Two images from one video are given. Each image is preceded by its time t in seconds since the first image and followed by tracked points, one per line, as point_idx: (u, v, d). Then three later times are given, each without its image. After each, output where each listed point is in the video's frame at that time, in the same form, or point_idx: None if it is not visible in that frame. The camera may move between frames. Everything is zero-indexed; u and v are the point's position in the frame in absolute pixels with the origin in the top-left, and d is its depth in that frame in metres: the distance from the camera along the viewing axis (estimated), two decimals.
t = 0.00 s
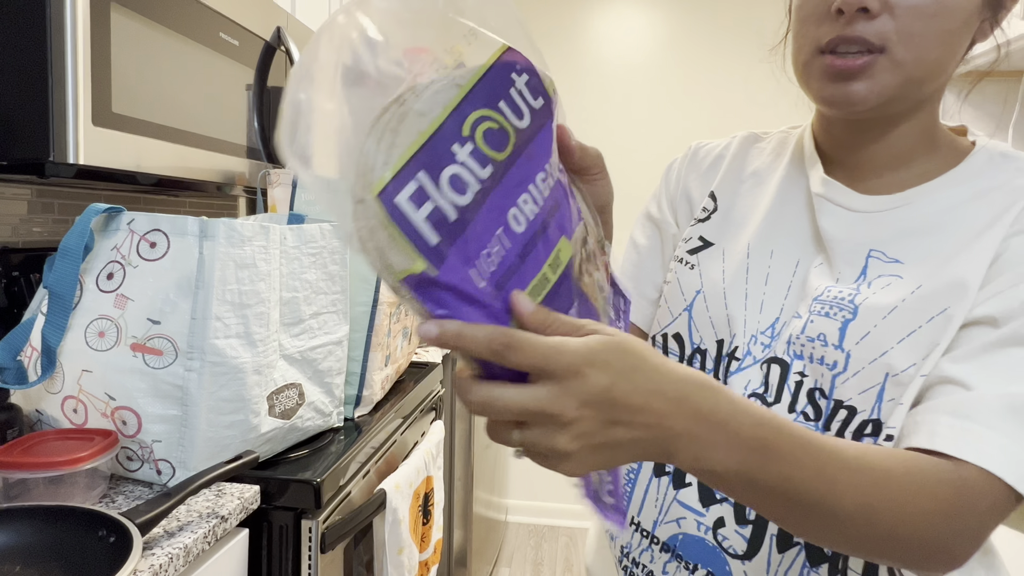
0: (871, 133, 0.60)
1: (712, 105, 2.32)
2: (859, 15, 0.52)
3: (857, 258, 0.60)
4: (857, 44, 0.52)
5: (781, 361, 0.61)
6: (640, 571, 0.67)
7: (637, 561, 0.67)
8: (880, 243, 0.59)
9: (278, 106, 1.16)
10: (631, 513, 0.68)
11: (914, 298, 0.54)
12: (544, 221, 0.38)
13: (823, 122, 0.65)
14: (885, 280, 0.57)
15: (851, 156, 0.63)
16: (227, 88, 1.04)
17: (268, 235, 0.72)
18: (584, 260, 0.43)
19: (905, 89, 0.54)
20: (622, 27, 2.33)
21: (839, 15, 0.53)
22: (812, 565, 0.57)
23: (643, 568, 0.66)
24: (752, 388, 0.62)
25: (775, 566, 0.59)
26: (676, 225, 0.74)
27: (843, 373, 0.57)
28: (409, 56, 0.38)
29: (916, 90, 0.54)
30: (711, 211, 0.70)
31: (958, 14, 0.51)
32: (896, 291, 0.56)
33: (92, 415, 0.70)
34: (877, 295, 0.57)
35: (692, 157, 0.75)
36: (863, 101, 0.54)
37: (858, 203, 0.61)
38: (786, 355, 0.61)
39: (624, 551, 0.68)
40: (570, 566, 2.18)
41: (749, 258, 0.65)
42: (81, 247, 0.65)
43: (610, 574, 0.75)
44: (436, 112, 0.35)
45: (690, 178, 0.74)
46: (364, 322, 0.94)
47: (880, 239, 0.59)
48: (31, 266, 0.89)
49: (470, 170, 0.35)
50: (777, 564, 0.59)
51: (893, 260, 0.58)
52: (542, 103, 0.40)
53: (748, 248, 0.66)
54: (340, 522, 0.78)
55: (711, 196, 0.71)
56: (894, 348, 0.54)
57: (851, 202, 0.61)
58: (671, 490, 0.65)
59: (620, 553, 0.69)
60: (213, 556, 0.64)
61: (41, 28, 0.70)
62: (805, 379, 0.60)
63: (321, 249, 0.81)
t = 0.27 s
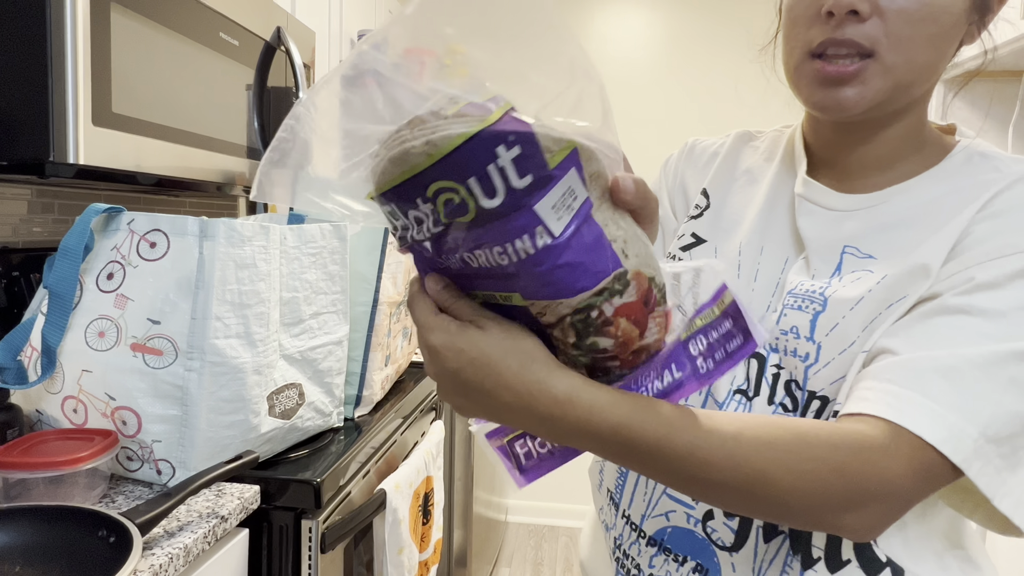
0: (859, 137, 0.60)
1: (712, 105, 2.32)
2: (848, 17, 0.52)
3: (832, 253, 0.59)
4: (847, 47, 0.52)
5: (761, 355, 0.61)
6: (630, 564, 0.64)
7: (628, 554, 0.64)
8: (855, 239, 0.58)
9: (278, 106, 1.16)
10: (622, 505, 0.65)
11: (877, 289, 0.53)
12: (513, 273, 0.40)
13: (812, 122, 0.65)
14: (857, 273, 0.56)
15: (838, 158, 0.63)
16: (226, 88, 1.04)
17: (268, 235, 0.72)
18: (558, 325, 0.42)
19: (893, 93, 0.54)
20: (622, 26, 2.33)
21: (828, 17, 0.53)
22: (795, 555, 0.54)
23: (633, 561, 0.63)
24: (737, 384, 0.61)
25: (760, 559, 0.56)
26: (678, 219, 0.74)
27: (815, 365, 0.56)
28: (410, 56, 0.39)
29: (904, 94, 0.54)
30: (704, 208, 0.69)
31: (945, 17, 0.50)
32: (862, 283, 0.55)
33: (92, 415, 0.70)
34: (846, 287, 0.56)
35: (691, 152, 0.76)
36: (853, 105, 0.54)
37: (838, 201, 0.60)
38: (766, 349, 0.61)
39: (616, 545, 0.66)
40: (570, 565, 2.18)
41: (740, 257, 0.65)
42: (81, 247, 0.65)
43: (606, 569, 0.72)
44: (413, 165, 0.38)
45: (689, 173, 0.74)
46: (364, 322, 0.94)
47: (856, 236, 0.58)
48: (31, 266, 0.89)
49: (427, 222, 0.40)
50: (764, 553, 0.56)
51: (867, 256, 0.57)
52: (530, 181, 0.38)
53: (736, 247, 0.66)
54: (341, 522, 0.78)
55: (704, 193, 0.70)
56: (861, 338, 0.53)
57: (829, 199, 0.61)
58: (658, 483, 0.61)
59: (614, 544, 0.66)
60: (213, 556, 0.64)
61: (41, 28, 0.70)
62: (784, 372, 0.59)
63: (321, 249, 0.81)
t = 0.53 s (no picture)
0: (847, 136, 0.59)
1: (713, 104, 2.32)
2: (836, 16, 0.51)
3: (822, 252, 0.59)
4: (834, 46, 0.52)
5: (751, 355, 0.61)
6: (623, 561, 0.63)
7: (622, 551, 0.63)
8: (844, 238, 0.58)
9: (278, 106, 1.16)
10: (616, 503, 0.65)
11: (867, 286, 0.53)
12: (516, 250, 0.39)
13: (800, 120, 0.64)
14: (846, 272, 0.56)
15: (826, 156, 0.62)
16: (226, 88, 1.04)
17: (268, 235, 0.72)
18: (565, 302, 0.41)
19: (881, 91, 0.53)
20: (622, 26, 2.33)
21: (816, 16, 0.52)
22: (785, 552, 0.55)
23: (627, 559, 0.62)
24: (727, 383, 0.62)
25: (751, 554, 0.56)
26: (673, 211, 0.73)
27: (804, 363, 0.56)
28: (409, 55, 0.39)
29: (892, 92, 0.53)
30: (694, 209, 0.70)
31: (933, 15, 0.50)
32: (851, 281, 0.55)
33: (92, 415, 0.70)
34: (835, 285, 0.56)
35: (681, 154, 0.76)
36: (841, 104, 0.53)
37: (827, 201, 0.60)
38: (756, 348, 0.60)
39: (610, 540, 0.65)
40: (570, 565, 2.18)
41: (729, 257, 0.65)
42: (81, 247, 0.65)
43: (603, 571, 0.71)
44: (403, 168, 0.39)
45: (679, 173, 0.75)
46: (364, 322, 0.94)
47: (846, 234, 0.58)
48: (31, 266, 0.89)
49: (434, 213, 0.40)
50: (756, 550, 0.56)
51: (855, 254, 0.57)
52: (507, 156, 0.37)
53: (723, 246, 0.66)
54: (341, 522, 0.78)
55: (694, 194, 0.71)
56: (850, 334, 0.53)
57: (817, 198, 0.60)
58: (653, 482, 0.61)
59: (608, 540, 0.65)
60: (213, 556, 0.64)
61: (42, 28, 0.70)
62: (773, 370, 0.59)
63: (321, 249, 0.81)
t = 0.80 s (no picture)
0: (833, 134, 0.59)
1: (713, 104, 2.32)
2: (826, 15, 0.51)
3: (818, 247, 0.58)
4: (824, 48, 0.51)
5: (751, 353, 0.58)
6: (625, 565, 0.62)
7: (623, 555, 0.62)
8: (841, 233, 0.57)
9: (277, 106, 1.16)
10: (618, 506, 0.64)
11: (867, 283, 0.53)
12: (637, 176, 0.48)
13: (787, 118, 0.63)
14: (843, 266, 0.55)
15: (816, 154, 0.61)
16: (227, 88, 1.04)
17: (268, 235, 0.72)
18: (669, 224, 0.47)
19: (871, 90, 0.53)
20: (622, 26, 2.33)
21: (805, 17, 0.52)
22: (789, 551, 0.54)
23: (628, 563, 0.61)
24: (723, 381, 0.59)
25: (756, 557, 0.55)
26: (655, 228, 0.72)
27: (805, 361, 0.55)
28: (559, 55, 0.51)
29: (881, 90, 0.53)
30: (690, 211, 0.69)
31: (918, 14, 0.51)
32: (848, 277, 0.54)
33: (91, 415, 0.70)
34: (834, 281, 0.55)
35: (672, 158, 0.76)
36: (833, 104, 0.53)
37: (821, 197, 0.59)
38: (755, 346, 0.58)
39: (612, 546, 0.64)
40: (570, 565, 2.18)
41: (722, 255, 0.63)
42: (81, 247, 0.65)
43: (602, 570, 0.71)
44: (582, 77, 0.49)
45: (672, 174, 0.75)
46: (364, 322, 0.94)
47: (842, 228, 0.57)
48: (31, 266, 0.89)
49: (587, 123, 0.49)
50: (758, 552, 0.55)
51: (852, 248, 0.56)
52: (672, 84, 0.45)
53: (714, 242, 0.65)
54: (341, 522, 0.78)
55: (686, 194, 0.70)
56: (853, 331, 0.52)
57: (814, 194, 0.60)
58: (654, 484, 0.61)
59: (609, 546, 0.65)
60: (213, 557, 0.64)
61: (42, 29, 0.70)
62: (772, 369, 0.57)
63: (321, 249, 0.81)
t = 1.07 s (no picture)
0: (834, 134, 0.59)
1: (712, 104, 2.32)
2: (825, 19, 0.51)
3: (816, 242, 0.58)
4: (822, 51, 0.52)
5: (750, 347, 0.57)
6: (629, 562, 0.62)
7: (627, 552, 0.62)
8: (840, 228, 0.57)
9: (277, 106, 1.16)
10: (623, 504, 0.64)
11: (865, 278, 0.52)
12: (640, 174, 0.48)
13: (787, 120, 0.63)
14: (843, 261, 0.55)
15: (817, 155, 0.62)
16: (227, 88, 1.04)
17: (268, 236, 0.72)
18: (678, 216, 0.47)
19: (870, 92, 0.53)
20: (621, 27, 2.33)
21: (803, 22, 0.52)
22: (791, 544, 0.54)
23: (632, 559, 0.61)
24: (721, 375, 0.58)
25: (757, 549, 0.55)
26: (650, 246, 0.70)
27: (805, 355, 0.54)
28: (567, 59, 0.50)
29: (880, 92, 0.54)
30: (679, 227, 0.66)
31: (918, 14, 0.51)
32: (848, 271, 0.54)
33: (91, 415, 0.70)
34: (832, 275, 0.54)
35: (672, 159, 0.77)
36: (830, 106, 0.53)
37: (820, 192, 0.59)
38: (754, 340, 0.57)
39: (614, 542, 0.64)
40: (570, 565, 2.18)
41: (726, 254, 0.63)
42: (81, 247, 0.65)
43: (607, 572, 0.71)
44: (599, 75, 0.49)
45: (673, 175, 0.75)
46: (364, 322, 0.94)
47: (841, 223, 0.57)
48: (31, 266, 0.89)
49: (600, 119, 0.49)
50: (760, 546, 0.55)
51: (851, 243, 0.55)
52: (685, 82, 0.46)
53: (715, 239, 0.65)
54: (341, 521, 0.78)
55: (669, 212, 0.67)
56: (853, 326, 0.52)
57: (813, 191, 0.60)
58: (656, 479, 0.61)
59: (613, 544, 0.65)
60: (213, 557, 0.64)
61: (42, 29, 0.70)
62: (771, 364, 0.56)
63: (320, 249, 0.81)
